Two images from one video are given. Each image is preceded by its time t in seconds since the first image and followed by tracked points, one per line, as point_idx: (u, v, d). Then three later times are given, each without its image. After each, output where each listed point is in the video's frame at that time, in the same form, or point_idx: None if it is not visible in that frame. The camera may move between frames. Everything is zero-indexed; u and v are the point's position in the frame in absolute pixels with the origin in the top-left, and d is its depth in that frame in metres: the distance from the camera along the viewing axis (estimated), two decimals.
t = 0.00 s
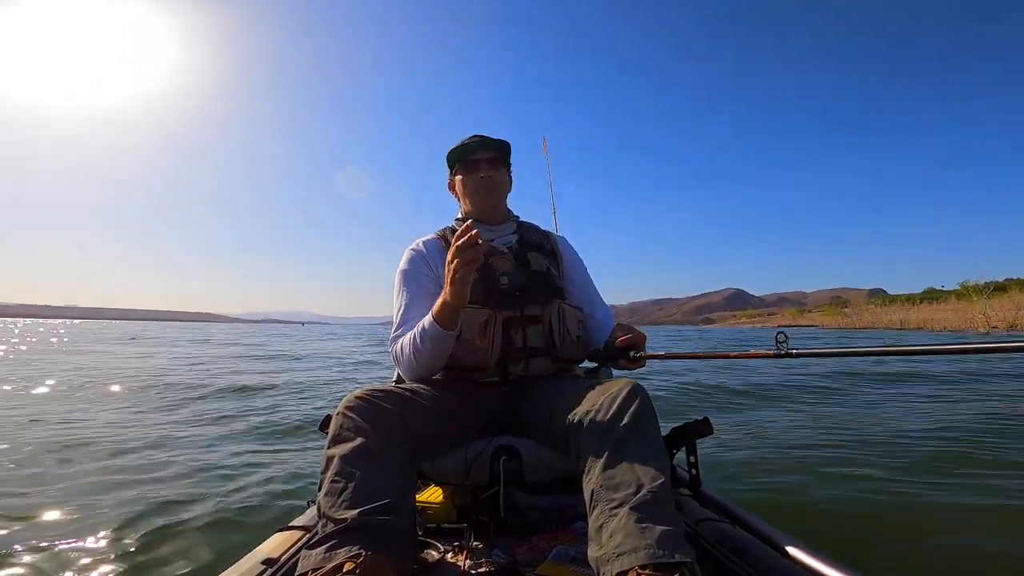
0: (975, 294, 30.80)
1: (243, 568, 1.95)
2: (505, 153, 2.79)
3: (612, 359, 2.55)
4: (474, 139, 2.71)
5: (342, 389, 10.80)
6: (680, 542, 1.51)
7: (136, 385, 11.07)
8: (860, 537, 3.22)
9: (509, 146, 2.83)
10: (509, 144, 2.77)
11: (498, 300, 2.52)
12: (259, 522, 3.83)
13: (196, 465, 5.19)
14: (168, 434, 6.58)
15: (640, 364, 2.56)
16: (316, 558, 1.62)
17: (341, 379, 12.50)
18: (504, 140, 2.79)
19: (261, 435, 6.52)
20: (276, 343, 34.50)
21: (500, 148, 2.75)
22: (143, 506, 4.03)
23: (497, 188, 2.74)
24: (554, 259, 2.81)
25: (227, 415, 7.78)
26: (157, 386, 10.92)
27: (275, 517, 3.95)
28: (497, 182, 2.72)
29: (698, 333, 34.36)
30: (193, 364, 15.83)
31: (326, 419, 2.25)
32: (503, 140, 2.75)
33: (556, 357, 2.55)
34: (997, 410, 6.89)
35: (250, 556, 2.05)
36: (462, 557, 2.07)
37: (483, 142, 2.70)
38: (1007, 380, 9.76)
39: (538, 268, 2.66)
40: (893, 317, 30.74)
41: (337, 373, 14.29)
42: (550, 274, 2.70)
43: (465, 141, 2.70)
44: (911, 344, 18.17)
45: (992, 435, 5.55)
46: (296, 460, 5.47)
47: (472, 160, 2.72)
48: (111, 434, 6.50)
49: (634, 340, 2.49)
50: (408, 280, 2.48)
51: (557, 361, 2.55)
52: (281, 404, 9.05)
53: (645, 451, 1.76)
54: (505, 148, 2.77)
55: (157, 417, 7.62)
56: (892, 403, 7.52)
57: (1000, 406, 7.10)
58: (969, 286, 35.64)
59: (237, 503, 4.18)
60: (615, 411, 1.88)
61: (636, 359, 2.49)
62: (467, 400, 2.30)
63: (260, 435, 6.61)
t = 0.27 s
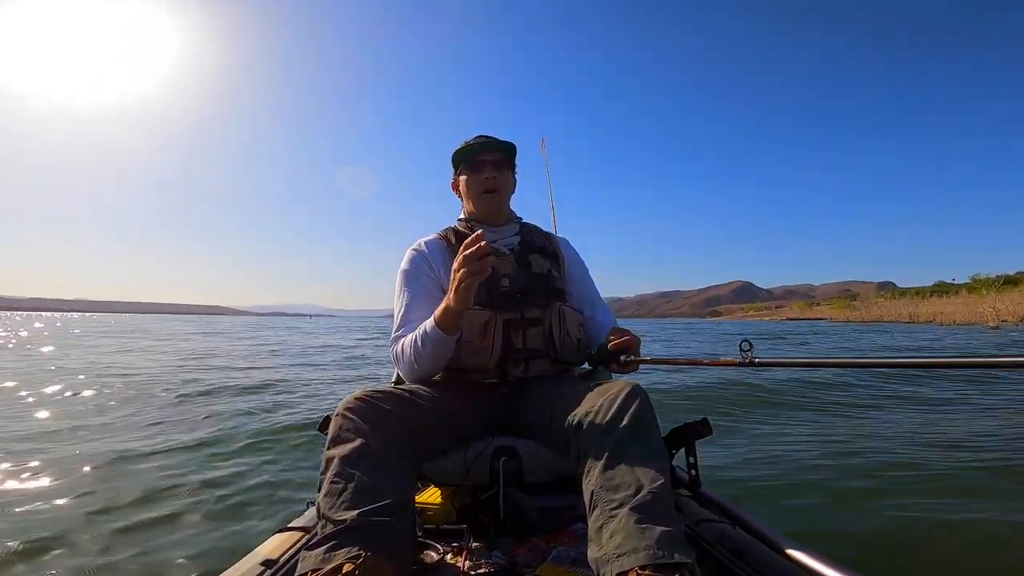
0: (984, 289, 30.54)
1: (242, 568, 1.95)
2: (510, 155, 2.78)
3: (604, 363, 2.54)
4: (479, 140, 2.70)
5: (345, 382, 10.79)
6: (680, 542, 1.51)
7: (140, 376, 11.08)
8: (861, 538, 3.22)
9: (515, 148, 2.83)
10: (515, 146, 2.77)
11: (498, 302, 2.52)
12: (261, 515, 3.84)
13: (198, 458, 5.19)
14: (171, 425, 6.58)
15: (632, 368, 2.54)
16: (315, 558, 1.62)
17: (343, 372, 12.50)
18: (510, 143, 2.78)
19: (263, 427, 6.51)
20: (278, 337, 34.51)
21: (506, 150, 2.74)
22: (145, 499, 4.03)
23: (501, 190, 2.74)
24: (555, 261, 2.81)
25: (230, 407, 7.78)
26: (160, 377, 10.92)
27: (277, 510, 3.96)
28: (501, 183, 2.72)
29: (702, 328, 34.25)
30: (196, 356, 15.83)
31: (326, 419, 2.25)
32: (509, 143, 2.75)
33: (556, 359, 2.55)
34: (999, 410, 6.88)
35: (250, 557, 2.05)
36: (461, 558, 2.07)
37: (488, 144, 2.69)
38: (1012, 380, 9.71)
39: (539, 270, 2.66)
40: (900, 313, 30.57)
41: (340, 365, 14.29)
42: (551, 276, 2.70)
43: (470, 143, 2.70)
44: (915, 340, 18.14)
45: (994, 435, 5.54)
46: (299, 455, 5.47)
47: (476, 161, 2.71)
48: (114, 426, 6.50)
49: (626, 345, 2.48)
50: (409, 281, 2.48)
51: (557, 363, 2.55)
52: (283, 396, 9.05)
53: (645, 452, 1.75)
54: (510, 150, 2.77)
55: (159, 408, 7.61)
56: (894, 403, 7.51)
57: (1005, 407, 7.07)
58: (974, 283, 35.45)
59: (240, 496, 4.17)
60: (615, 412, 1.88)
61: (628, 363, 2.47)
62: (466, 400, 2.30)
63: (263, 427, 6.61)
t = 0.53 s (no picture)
0: (991, 293, 30.38)
1: (242, 568, 1.95)
2: (510, 154, 2.78)
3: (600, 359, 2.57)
4: (479, 139, 2.70)
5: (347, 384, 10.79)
6: (680, 542, 1.51)
7: (142, 378, 11.09)
8: (862, 537, 3.22)
9: (515, 147, 2.82)
10: (514, 145, 2.77)
11: (498, 302, 2.52)
12: (262, 515, 3.84)
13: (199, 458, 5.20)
14: (172, 427, 6.59)
15: (628, 364, 2.55)
16: (315, 558, 1.62)
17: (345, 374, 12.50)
18: (509, 142, 2.78)
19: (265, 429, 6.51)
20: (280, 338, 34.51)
21: (506, 149, 2.74)
22: (148, 499, 4.04)
23: (501, 190, 2.73)
24: (556, 262, 2.81)
25: (231, 409, 7.78)
26: (162, 379, 10.94)
27: (279, 510, 3.96)
28: (501, 183, 2.72)
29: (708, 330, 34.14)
30: (199, 359, 15.84)
31: (326, 419, 2.24)
32: (509, 142, 2.74)
33: (555, 359, 2.55)
34: (1002, 410, 6.86)
35: (250, 557, 2.05)
36: (461, 558, 2.06)
37: (488, 143, 2.69)
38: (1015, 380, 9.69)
39: (539, 270, 2.66)
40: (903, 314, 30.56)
41: (342, 367, 14.29)
42: (551, 276, 2.70)
43: (470, 142, 2.69)
44: (918, 341, 18.15)
45: (997, 435, 5.53)
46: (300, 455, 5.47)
47: (477, 161, 2.72)
48: (115, 427, 6.49)
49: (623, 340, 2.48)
50: (409, 281, 2.48)
51: (557, 363, 2.55)
52: (285, 397, 9.04)
53: (644, 451, 1.76)
54: (510, 149, 2.77)
55: (161, 410, 7.60)
56: (896, 403, 7.49)
57: (1008, 407, 7.04)
58: (979, 284, 35.31)
59: (240, 497, 4.16)
60: (615, 411, 1.88)
61: (625, 359, 2.48)
62: (466, 399, 2.30)
63: (264, 428, 6.61)
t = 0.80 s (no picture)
0: (995, 301, 30.27)
1: (242, 568, 1.94)
2: (509, 153, 2.78)
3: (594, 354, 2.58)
4: (477, 139, 2.71)
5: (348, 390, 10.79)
6: (680, 542, 1.51)
7: (143, 385, 11.09)
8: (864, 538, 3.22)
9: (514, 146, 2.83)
10: (513, 144, 2.77)
11: (497, 299, 2.52)
12: (263, 520, 3.84)
13: (200, 463, 5.20)
14: (173, 432, 6.59)
15: (623, 357, 2.58)
16: (315, 557, 1.62)
17: (346, 381, 12.49)
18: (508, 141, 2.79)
19: (266, 435, 6.51)
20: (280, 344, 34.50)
21: (505, 148, 2.74)
22: (148, 505, 4.03)
23: (500, 188, 2.74)
24: (555, 260, 2.82)
25: (232, 416, 7.79)
26: (163, 386, 10.94)
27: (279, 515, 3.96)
28: (501, 182, 2.72)
29: (709, 335, 34.11)
30: (200, 367, 15.85)
31: (326, 419, 2.24)
32: (508, 141, 2.75)
33: (555, 356, 2.55)
34: (1003, 413, 6.85)
35: (250, 556, 2.05)
36: (462, 557, 2.07)
37: (487, 142, 2.70)
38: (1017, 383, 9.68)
39: (538, 268, 2.67)
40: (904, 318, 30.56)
41: (344, 375, 14.29)
42: (551, 274, 2.71)
43: (469, 141, 2.70)
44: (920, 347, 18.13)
45: (997, 436, 5.53)
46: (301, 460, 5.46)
47: (476, 160, 2.72)
48: (116, 433, 6.49)
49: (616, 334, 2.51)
50: (408, 279, 2.49)
51: (557, 360, 2.55)
52: (286, 403, 9.04)
53: (643, 450, 1.76)
54: (509, 148, 2.77)
55: (161, 417, 7.60)
56: (897, 407, 7.49)
57: (1010, 411, 7.02)
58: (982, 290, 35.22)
59: (240, 506, 4.15)
60: (615, 410, 1.88)
61: (619, 351, 2.51)
62: (467, 397, 2.30)
63: (265, 434, 6.62)
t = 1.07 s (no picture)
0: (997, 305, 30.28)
1: (242, 568, 1.94)
2: (509, 151, 2.79)
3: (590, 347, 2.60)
4: (477, 138, 2.71)
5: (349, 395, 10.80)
6: (680, 541, 1.51)
7: (144, 391, 11.10)
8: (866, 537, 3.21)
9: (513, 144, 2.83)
10: (512, 143, 2.77)
11: (497, 298, 2.52)
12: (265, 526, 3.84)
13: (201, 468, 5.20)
14: (174, 438, 6.59)
15: (617, 348, 2.59)
16: (316, 557, 1.62)
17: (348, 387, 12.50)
18: (507, 139, 2.79)
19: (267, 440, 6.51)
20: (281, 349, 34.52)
21: (504, 146, 2.75)
22: (149, 511, 4.04)
23: (500, 187, 2.73)
24: (555, 259, 2.82)
25: (233, 421, 7.79)
26: (165, 393, 10.96)
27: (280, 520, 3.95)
28: (500, 180, 2.72)
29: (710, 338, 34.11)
30: (202, 373, 15.86)
31: (326, 418, 2.24)
32: (507, 139, 2.75)
33: (556, 356, 2.55)
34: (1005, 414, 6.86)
35: (250, 556, 2.04)
36: (462, 556, 2.07)
37: (486, 141, 2.70)
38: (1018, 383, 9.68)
39: (538, 267, 2.67)
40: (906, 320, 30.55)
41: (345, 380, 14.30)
42: (551, 273, 2.71)
43: (468, 140, 2.70)
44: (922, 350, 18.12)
45: (998, 436, 5.53)
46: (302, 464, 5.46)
47: (475, 159, 2.72)
48: (117, 438, 6.50)
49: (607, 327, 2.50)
50: (409, 278, 2.49)
51: (557, 359, 2.55)
52: (287, 408, 9.05)
53: (643, 450, 1.76)
54: (508, 146, 2.77)
55: (162, 422, 7.60)
56: (898, 408, 7.48)
57: (1011, 412, 7.02)
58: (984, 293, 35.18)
59: (239, 511, 4.13)
60: (615, 410, 1.88)
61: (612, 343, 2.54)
62: (467, 396, 2.30)
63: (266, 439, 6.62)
